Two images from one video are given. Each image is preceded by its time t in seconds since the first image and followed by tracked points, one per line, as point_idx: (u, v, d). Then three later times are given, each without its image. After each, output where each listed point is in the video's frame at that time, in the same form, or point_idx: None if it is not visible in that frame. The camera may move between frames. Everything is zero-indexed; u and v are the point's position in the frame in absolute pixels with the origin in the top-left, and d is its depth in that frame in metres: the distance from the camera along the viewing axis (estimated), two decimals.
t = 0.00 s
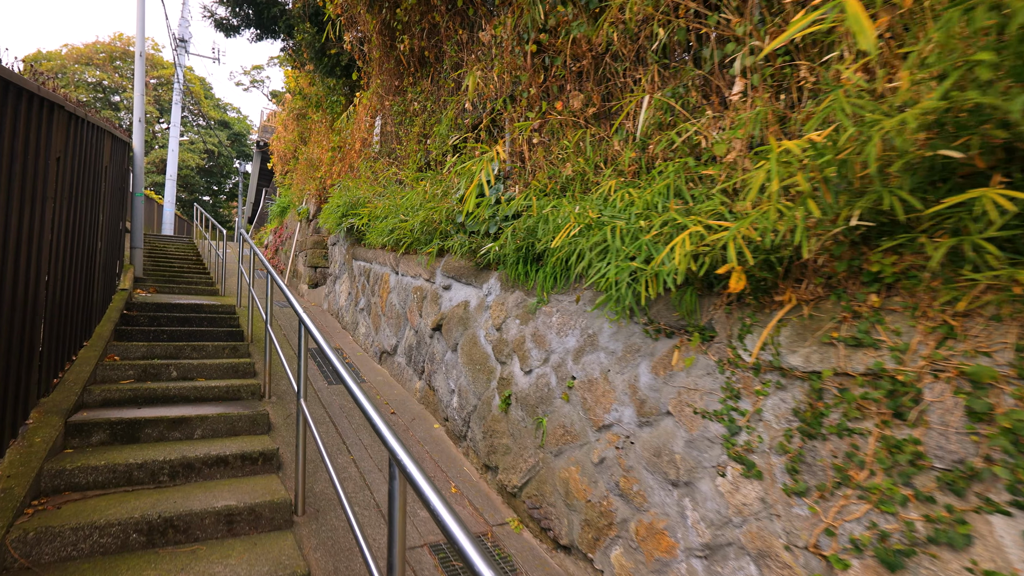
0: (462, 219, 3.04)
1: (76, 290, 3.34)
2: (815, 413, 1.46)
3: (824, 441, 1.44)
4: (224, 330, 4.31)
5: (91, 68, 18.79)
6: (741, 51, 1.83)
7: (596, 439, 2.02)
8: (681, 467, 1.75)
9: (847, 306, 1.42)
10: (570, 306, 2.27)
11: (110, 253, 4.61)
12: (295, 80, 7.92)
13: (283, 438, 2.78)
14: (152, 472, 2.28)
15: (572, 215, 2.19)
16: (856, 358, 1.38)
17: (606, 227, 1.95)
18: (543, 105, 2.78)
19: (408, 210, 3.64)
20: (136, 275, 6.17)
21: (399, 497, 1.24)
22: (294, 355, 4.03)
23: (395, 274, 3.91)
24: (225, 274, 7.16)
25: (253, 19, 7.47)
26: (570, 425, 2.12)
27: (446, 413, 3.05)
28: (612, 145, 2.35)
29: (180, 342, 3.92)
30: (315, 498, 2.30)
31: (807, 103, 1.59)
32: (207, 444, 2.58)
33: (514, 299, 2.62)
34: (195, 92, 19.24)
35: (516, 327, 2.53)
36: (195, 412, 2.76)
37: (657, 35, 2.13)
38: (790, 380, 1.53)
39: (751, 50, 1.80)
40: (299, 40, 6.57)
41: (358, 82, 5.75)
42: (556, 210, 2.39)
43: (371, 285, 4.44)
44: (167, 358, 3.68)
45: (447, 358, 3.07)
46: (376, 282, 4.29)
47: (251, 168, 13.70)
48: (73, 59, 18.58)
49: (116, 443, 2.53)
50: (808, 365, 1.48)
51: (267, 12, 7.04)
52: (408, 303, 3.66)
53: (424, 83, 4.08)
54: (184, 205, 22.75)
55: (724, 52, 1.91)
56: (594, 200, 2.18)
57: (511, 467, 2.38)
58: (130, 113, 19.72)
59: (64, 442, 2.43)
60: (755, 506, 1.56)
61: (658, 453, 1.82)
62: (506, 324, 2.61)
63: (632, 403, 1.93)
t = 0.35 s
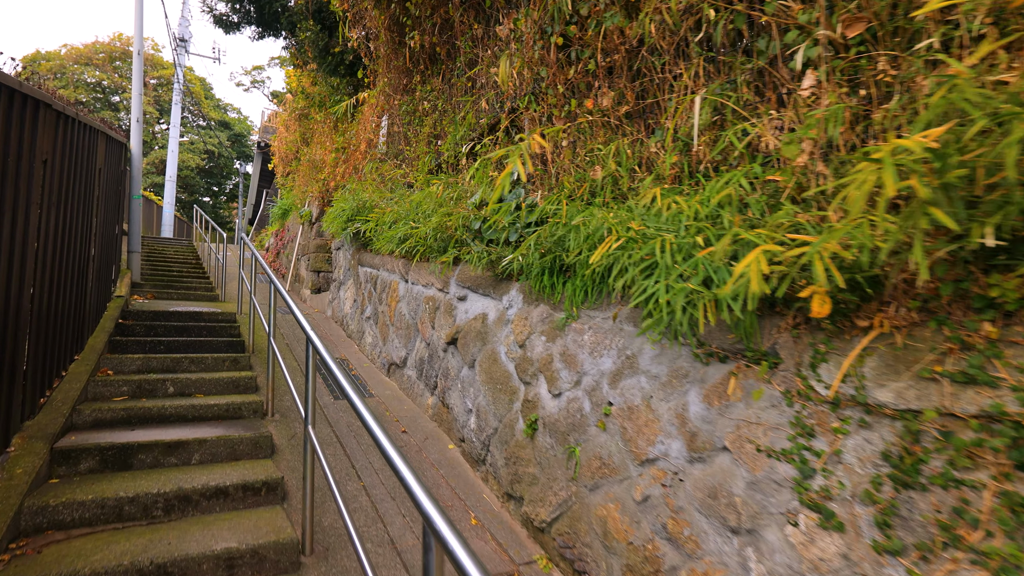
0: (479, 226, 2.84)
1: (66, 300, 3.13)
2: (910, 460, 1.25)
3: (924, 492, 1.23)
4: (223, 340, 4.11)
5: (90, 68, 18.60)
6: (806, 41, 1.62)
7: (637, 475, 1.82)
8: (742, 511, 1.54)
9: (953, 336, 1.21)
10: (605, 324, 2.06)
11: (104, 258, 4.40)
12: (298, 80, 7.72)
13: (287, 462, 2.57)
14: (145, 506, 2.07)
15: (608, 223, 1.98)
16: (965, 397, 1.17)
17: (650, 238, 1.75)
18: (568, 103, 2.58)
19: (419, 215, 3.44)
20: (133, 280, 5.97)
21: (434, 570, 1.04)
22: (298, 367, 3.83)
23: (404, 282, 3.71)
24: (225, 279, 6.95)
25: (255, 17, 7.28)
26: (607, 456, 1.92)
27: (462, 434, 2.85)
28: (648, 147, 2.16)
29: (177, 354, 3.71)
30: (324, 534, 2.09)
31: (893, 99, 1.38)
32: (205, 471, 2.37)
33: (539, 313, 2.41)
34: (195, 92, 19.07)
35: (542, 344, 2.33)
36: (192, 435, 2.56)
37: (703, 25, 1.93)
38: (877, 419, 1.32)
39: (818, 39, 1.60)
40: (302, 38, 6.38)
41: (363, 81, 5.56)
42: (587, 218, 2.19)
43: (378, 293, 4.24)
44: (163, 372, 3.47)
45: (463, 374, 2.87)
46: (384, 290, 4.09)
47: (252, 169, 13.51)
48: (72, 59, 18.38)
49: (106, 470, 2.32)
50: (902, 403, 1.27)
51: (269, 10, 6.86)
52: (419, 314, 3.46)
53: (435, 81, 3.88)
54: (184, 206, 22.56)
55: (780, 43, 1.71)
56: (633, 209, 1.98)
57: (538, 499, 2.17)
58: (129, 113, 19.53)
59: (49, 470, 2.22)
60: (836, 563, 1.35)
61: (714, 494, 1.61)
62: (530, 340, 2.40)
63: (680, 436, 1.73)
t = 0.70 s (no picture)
0: (498, 230, 2.67)
1: (57, 308, 2.94)
2: None
3: None
4: (225, 348, 3.93)
5: (88, 68, 18.39)
6: (882, 24, 1.43)
7: (689, 508, 1.64)
8: (817, 556, 1.36)
9: None
10: (646, 339, 1.89)
11: (100, 262, 4.21)
12: (300, 79, 7.56)
13: (295, 484, 2.38)
14: (141, 538, 1.89)
15: (654, 229, 1.82)
16: None
17: (705, 246, 1.57)
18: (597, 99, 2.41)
19: (432, 218, 3.26)
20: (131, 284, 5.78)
21: None
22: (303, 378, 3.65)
23: (415, 288, 3.54)
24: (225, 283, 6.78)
25: (256, 13, 7.12)
26: (652, 485, 1.74)
27: (481, 452, 2.67)
28: (690, 146, 1.99)
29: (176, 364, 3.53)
30: (338, 569, 1.91)
31: (998, 88, 1.21)
32: (207, 496, 2.19)
33: (568, 325, 2.23)
34: (195, 92, 18.90)
35: (571, 358, 2.16)
36: (193, 454, 2.38)
37: (756, 10, 1.75)
38: (986, 457, 1.15)
39: (899, 22, 1.42)
40: (306, 35, 6.21)
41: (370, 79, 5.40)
42: (623, 222, 2.01)
43: (387, 300, 4.06)
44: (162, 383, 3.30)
45: (482, 388, 2.69)
46: (393, 296, 3.92)
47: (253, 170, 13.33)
48: (70, 59, 18.18)
49: (100, 495, 2.14)
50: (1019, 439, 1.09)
51: (271, 6, 6.70)
52: (432, 323, 3.28)
53: (448, 77, 3.71)
54: (183, 207, 22.37)
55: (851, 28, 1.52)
56: (680, 213, 1.82)
57: (571, 529, 1.99)
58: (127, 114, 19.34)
59: (37, 497, 2.03)
60: None
61: (783, 534, 1.43)
62: (558, 354, 2.23)
63: (739, 466, 1.55)
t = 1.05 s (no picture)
0: (519, 239, 2.50)
1: (43, 322, 2.76)
2: None
3: None
4: (224, 361, 3.77)
5: (84, 67, 18.15)
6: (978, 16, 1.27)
7: (750, 557, 1.46)
8: None
9: None
10: (693, 363, 1.72)
11: (92, 270, 4.03)
12: (302, 78, 7.39)
13: (302, 516, 2.20)
14: None
15: (705, 240, 1.65)
16: None
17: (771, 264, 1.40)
18: (630, 98, 2.24)
19: (445, 224, 3.09)
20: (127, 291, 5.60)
21: None
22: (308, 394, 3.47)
23: (427, 298, 3.36)
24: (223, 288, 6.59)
25: (255, 11, 6.94)
26: (705, 529, 1.56)
27: (501, 477, 2.49)
28: (737, 152, 1.82)
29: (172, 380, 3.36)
30: None
31: None
32: (205, 531, 2.02)
33: (600, 344, 2.06)
34: (193, 92, 18.69)
35: (605, 381, 1.99)
36: (192, 483, 2.22)
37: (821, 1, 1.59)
38: None
39: (998, 13, 1.26)
40: (308, 33, 6.04)
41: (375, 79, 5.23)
42: (663, 234, 1.84)
43: (394, 309, 3.89)
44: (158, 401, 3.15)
45: (502, 408, 2.51)
46: (402, 305, 3.75)
47: (252, 171, 13.14)
48: (66, 58, 17.95)
49: (90, 531, 1.96)
50: None
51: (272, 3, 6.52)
52: (446, 336, 3.11)
53: (460, 76, 3.55)
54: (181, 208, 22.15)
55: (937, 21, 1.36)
56: (734, 228, 1.66)
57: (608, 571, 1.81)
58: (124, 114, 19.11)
59: (20, 536, 1.86)
60: None
61: None
62: (589, 376, 2.05)
63: (810, 514, 1.37)
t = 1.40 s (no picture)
0: (538, 242, 2.34)
1: (25, 330, 2.59)
2: None
3: None
4: (220, 368, 3.62)
5: (78, 64, 17.86)
6: None
7: None
8: None
9: None
10: (741, 382, 1.55)
11: (81, 273, 3.85)
12: (301, 75, 7.22)
13: (304, 542, 2.03)
14: None
15: (754, 242, 1.45)
16: None
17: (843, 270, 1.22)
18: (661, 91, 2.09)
19: (455, 226, 2.94)
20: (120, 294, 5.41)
21: None
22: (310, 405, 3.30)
23: (435, 304, 3.20)
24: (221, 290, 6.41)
25: (253, 6, 6.77)
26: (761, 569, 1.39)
27: (519, 498, 2.33)
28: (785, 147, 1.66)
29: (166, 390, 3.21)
30: None
31: None
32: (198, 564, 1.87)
33: (630, 357, 1.90)
34: (189, 90, 18.47)
35: (636, 397, 1.82)
36: (185, 508, 2.07)
37: None
38: None
39: None
40: (307, 28, 5.88)
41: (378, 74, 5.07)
42: (705, 238, 1.67)
43: (399, 315, 3.73)
44: (150, 413, 3.01)
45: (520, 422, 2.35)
46: (409, 310, 3.58)
47: (249, 171, 12.95)
48: (60, 56, 17.66)
49: (72, 565, 1.81)
50: None
51: None
52: (455, 344, 2.96)
53: (469, 70, 3.39)
54: (178, 209, 21.91)
55: None
56: (785, 229, 1.49)
57: None
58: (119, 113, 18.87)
59: None
60: None
61: None
62: (618, 392, 1.89)
63: (888, 557, 1.20)
